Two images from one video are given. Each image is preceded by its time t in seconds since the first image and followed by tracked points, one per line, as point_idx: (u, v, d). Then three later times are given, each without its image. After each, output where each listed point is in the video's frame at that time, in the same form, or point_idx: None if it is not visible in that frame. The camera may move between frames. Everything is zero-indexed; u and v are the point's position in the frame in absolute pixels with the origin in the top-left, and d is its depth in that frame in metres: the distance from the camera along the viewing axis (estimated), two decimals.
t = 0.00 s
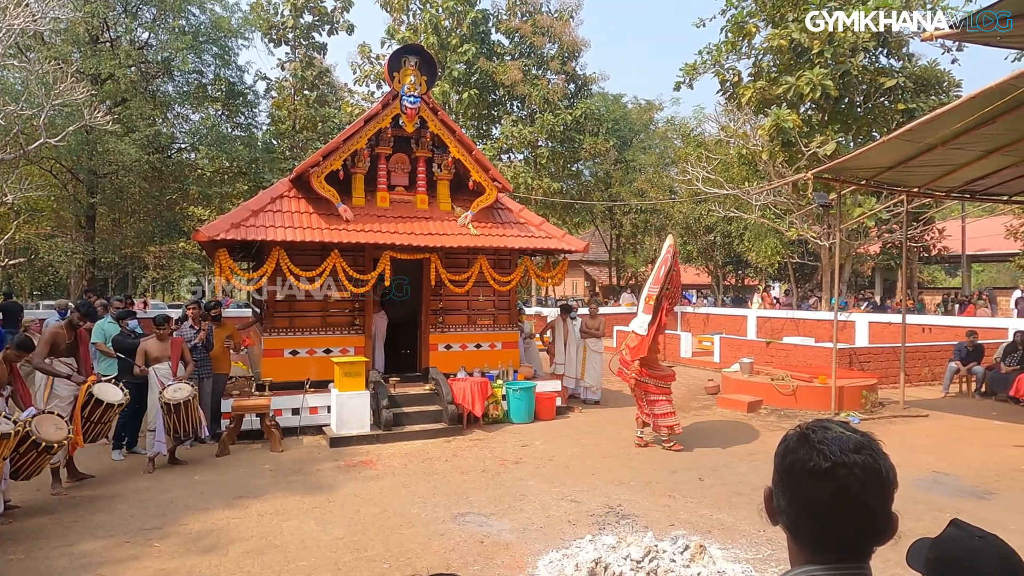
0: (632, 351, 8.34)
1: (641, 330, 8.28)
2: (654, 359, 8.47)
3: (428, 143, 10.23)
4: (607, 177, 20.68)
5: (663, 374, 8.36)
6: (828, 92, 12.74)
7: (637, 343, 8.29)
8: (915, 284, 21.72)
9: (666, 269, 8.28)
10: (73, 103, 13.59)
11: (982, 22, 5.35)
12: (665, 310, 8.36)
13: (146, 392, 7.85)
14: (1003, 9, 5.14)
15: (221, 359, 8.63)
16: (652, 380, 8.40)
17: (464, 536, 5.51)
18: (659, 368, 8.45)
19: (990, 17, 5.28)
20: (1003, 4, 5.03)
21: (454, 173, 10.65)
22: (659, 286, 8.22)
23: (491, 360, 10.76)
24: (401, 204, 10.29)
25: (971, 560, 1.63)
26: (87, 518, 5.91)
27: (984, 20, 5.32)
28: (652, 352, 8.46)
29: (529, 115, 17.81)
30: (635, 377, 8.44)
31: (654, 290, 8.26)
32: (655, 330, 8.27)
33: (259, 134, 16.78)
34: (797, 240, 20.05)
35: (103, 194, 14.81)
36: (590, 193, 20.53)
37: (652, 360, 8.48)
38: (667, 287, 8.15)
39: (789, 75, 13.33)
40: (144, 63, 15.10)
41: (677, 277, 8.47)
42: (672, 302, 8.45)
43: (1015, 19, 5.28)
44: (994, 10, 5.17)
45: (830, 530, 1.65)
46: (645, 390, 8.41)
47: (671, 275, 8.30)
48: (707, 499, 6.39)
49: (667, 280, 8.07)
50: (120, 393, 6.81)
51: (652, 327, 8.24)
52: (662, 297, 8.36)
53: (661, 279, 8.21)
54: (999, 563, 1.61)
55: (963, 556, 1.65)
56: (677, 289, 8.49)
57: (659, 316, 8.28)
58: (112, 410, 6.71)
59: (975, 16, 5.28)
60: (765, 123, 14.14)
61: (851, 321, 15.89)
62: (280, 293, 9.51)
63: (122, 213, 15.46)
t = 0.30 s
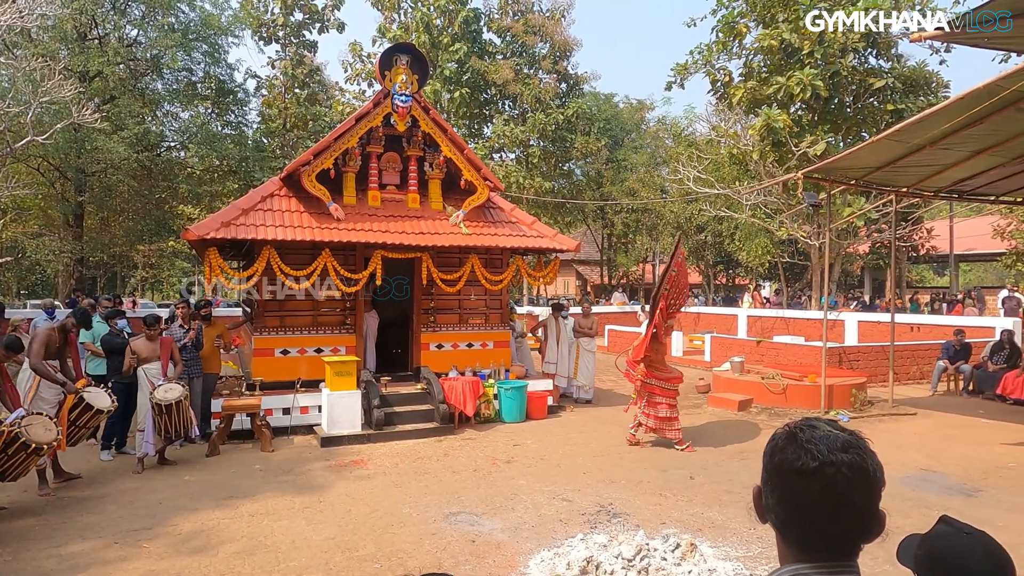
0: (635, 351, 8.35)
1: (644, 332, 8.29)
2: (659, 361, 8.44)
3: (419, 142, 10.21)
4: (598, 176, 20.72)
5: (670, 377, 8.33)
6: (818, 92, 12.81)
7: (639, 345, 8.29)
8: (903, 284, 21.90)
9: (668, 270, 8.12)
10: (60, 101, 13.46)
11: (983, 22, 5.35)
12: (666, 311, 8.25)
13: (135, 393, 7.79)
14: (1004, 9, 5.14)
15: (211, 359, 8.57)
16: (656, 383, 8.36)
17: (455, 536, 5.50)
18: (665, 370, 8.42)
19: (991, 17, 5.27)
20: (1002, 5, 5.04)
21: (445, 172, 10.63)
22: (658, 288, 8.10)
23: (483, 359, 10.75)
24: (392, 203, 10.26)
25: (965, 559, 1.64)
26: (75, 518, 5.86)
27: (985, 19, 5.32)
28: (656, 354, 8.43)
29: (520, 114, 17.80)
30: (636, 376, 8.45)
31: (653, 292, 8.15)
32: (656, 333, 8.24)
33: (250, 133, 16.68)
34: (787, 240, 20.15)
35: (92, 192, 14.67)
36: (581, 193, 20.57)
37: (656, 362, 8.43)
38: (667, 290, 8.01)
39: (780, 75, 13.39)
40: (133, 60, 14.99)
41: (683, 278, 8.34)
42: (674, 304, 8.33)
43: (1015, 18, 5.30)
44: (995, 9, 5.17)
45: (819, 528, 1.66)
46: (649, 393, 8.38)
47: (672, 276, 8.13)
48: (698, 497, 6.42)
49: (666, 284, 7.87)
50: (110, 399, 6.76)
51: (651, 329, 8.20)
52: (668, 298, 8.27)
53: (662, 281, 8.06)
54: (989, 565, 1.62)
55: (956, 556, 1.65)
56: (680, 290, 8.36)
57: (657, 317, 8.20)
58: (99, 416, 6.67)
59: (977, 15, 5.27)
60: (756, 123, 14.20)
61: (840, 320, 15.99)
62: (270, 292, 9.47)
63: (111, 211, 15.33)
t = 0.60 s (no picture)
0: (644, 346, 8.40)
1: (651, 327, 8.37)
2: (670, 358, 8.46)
3: (411, 141, 10.19)
4: (590, 175, 20.75)
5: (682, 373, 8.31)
6: (808, 93, 12.88)
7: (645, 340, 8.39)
8: (892, 283, 22.06)
9: (674, 266, 8.17)
10: (48, 98, 13.32)
11: (983, 22, 5.36)
12: (672, 307, 8.29)
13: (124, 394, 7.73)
14: (1004, 9, 5.15)
15: (200, 359, 8.52)
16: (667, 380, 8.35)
17: (447, 535, 5.50)
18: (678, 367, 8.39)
19: (991, 17, 5.28)
20: (1001, 5, 5.05)
21: (437, 171, 10.62)
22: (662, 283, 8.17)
23: (474, 358, 10.74)
24: (383, 202, 10.24)
25: (949, 558, 1.65)
26: (63, 519, 5.82)
27: (984, 19, 5.33)
28: (667, 350, 8.46)
29: (512, 113, 17.79)
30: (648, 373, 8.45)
31: (657, 286, 8.23)
32: (661, 327, 8.31)
33: (240, 131, 16.58)
34: (778, 239, 20.26)
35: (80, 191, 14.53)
36: (572, 192, 20.59)
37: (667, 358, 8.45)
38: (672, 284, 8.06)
39: (770, 75, 13.44)
40: (121, 58, 14.88)
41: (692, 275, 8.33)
42: (680, 300, 8.36)
43: (1015, 18, 5.30)
44: (995, 9, 5.18)
45: (801, 525, 1.67)
46: (661, 390, 8.34)
47: (677, 271, 8.16)
48: (689, 496, 6.44)
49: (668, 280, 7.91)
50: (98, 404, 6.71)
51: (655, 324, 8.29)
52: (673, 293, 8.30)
53: (666, 276, 8.12)
54: (972, 564, 1.63)
55: (940, 554, 1.67)
56: (689, 286, 8.36)
57: (661, 312, 8.26)
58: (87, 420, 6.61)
59: (977, 15, 5.28)
60: (746, 122, 14.26)
61: (830, 319, 16.09)
62: (261, 291, 9.42)
63: (99, 210, 15.18)
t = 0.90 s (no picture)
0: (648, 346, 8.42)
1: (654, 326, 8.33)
2: (670, 357, 8.48)
3: (399, 141, 10.15)
4: (578, 176, 20.81)
5: (680, 371, 8.40)
6: (794, 95, 12.98)
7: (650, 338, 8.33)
8: (877, 283, 22.28)
9: (678, 264, 8.24)
10: (31, 96, 13.14)
11: (983, 21, 5.39)
12: (675, 305, 8.31)
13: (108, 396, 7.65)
14: (1004, 9, 5.18)
15: (186, 360, 8.43)
16: (668, 378, 8.36)
17: (434, 537, 5.48)
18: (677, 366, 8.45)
19: (991, 17, 5.31)
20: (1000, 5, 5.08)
21: (425, 172, 10.59)
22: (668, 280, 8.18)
23: (463, 359, 10.73)
24: (371, 202, 10.20)
25: (929, 559, 1.66)
26: (45, 523, 5.74)
27: (985, 19, 5.36)
28: (668, 349, 8.46)
29: (501, 113, 17.79)
30: (650, 373, 8.42)
31: (662, 284, 8.25)
32: (665, 325, 8.27)
33: (226, 130, 16.45)
34: (765, 240, 20.39)
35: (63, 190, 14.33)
36: (560, 192, 20.62)
37: (666, 357, 8.48)
38: (677, 282, 8.10)
39: (757, 77, 13.52)
40: (106, 55, 14.73)
41: (693, 275, 8.44)
42: (680, 298, 8.39)
43: (1015, 18, 5.33)
44: (995, 9, 5.22)
45: (783, 525, 1.67)
46: (660, 388, 8.36)
47: (681, 269, 8.22)
48: (676, 496, 6.46)
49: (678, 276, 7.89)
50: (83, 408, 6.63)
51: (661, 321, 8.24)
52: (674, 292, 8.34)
53: (671, 274, 8.16)
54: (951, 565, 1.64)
55: (920, 554, 1.68)
56: (688, 285, 8.46)
57: (666, 310, 8.27)
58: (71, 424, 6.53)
59: (977, 15, 5.32)
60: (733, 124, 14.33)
61: (816, 319, 16.22)
62: (247, 292, 9.36)
63: (83, 209, 14.99)
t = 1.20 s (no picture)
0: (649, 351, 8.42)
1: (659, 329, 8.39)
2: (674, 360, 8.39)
3: (384, 141, 10.11)
4: (564, 177, 20.87)
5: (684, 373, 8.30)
6: (778, 97, 13.10)
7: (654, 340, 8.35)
8: (859, 284, 22.53)
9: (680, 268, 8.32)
10: (9, 93, 12.89)
11: (983, 21, 5.41)
12: (678, 309, 8.38)
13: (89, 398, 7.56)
14: (1004, 10, 5.20)
15: (168, 361, 8.34)
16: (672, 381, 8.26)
17: (419, 538, 5.46)
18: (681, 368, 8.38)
19: (992, 17, 5.33)
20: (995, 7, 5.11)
21: (411, 172, 10.55)
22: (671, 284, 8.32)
23: (448, 360, 10.71)
24: (356, 203, 10.15)
25: (905, 556, 1.68)
26: (23, 528, 5.65)
27: (986, 19, 5.38)
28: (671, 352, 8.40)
29: (487, 114, 17.79)
30: (655, 377, 8.26)
31: (666, 289, 8.34)
32: (670, 328, 8.33)
33: (210, 130, 16.28)
34: (749, 241, 20.56)
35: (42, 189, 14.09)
36: (546, 193, 20.63)
37: (670, 361, 8.35)
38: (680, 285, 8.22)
39: (741, 79, 13.62)
40: (86, 53, 14.58)
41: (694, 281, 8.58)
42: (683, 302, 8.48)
43: (1015, 18, 5.35)
44: (995, 10, 5.24)
45: (765, 523, 1.69)
46: (665, 392, 8.25)
47: (683, 273, 8.40)
48: (661, 496, 6.49)
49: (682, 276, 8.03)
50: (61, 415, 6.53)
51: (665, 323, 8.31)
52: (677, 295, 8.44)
53: (674, 279, 8.27)
54: (929, 562, 1.66)
55: (897, 552, 1.70)
56: (690, 292, 8.58)
57: (671, 313, 8.35)
58: (50, 430, 6.43)
59: (978, 15, 5.32)
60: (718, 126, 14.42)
61: (799, 320, 16.37)
62: (231, 292, 9.28)
63: (63, 209, 14.75)
